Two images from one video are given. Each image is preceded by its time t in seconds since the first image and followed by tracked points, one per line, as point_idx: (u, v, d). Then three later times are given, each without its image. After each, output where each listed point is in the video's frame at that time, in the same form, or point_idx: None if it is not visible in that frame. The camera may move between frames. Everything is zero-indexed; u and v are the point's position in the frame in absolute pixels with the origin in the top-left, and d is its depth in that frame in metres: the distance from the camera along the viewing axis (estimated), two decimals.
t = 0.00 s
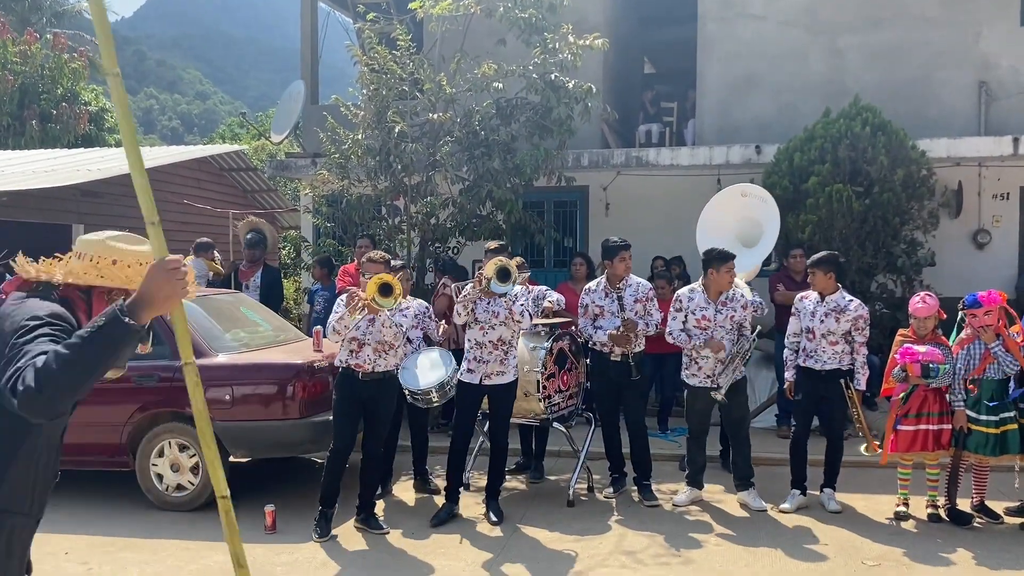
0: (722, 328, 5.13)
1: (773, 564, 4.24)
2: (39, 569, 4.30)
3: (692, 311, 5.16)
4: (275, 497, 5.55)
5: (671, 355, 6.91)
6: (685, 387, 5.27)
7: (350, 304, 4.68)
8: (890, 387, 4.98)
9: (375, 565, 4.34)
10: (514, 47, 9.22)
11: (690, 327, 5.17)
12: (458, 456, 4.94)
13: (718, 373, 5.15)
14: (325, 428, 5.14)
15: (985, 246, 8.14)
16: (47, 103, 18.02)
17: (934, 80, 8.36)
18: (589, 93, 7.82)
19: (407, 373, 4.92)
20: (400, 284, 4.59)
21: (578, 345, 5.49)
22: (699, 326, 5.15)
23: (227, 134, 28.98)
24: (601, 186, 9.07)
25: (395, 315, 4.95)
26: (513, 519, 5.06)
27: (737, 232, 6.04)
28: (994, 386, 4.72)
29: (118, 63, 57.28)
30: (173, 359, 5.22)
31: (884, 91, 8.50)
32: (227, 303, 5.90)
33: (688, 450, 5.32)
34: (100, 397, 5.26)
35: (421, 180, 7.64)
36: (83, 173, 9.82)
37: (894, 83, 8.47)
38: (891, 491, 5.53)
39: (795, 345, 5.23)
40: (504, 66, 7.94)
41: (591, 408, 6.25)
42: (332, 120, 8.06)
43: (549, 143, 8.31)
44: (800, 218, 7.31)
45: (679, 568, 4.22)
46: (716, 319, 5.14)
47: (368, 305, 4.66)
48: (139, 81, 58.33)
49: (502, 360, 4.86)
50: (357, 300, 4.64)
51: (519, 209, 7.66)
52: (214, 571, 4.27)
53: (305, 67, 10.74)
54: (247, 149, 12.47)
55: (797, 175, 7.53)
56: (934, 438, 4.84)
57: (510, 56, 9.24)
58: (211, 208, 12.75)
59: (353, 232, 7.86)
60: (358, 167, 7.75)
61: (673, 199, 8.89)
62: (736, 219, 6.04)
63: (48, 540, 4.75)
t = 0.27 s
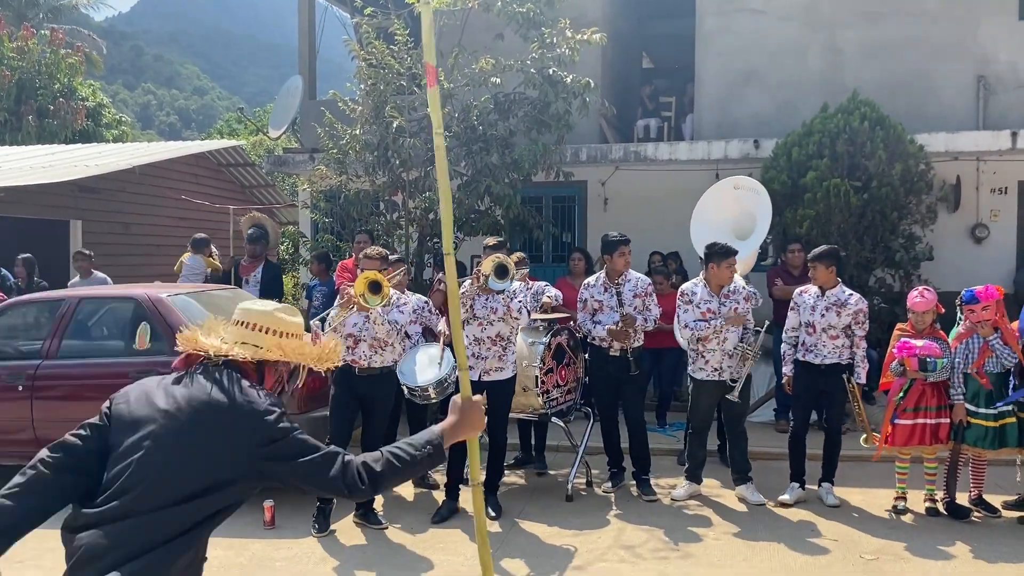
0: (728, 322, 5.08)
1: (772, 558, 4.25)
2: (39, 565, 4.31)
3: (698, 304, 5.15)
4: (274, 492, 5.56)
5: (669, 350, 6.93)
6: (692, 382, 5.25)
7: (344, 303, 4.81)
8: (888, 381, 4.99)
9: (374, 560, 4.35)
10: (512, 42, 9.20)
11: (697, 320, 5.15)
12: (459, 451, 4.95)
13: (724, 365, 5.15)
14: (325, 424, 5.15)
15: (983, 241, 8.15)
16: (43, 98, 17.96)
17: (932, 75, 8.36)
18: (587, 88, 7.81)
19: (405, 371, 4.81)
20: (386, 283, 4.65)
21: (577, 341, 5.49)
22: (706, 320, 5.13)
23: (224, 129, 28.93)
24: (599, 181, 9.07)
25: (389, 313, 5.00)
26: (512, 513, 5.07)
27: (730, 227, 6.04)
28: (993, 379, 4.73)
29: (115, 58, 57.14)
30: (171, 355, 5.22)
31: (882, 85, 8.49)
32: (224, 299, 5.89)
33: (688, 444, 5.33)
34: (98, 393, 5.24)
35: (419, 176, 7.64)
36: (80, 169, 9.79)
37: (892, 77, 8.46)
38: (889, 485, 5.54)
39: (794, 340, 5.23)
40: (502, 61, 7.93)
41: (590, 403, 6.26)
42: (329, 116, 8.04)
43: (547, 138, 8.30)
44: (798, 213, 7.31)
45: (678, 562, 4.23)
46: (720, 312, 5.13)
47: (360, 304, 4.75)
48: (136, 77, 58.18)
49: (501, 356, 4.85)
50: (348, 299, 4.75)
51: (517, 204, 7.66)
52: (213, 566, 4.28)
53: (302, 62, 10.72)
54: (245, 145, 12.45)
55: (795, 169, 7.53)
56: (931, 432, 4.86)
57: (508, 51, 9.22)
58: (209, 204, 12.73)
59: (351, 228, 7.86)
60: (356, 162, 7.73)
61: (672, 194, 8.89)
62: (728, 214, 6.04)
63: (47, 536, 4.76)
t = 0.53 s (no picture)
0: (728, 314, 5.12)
1: (768, 551, 4.27)
2: (37, 559, 4.32)
3: (701, 298, 5.15)
4: (272, 486, 5.57)
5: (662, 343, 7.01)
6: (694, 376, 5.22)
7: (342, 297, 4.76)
8: (885, 374, 4.99)
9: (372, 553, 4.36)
10: (509, 36, 9.18)
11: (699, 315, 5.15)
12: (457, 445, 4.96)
13: (727, 358, 5.12)
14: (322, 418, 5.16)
15: (980, 234, 8.16)
16: (40, 93, 17.89)
17: (930, 68, 8.35)
18: (585, 82, 7.79)
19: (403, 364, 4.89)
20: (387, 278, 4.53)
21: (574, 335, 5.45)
22: (706, 313, 5.15)
23: (221, 123, 28.87)
24: (597, 175, 9.06)
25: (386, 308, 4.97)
26: (510, 507, 5.09)
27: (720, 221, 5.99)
28: (990, 373, 4.73)
29: (112, 52, 56.97)
30: (169, 349, 5.22)
31: (880, 79, 8.48)
32: (221, 294, 5.89)
33: (686, 438, 5.34)
34: (96, 387, 5.24)
35: (416, 170, 7.63)
36: (76, 163, 9.77)
37: (890, 70, 8.45)
38: (885, 478, 5.56)
39: (792, 334, 5.21)
40: (499, 54, 7.91)
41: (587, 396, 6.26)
42: (326, 110, 8.02)
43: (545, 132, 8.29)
44: (795, 206, 7.32)
45: (675, 555, 4.24)
46: (720, 305, 5.14)
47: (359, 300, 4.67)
48: (133, 71, 57.99)
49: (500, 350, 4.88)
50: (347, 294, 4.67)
51: (514, 198, 7.66)
52: (212, 560, 4.28)
53: (299, 56, 10.69)
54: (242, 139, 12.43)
55: (793, 163, 7.53)
56: (928, 425, 4.88)
57: (505, 45, 9.20)
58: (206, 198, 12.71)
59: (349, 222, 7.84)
60: (353, 156, 7.72)
61: (669, 188, 8.89)
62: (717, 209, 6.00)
63: (45, 530, 4.76)
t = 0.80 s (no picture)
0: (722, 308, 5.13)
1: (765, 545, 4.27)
2: (34, 554, 4.32)
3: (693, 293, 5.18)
4: (270, 481, 5.57)
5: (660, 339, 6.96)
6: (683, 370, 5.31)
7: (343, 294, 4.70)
8: (881, 368, 4.98)
9: (370, 547, 4.36)
10: (506, 30, 9.16)
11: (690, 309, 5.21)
12: (454, 438, 4.96)
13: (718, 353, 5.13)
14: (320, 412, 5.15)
15: (977, 228, 8.16)
16: (35, 87, 17.81)
17: (928, 62, 8.33)
18: (582, 75, 7.77)
19: (401, 359, 4.87)
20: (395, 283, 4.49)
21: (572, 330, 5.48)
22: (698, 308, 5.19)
23: (218, 117, 28.81)
24: (594, 169, 9.04)
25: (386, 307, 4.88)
26: (507, 501, 5.09)
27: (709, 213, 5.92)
28: (987, 367, 4.75)
29: (108, 46, 56.77)
30: (165, 344, 5.22)
31: (878, 72, 8.47)
32: (218, 288, 5.88)
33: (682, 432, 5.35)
34: (92, 382, 5.24)
35: (414, 164, 7.62)
36: (72, 158, 9.74)
37: (888, 64, 8.44)
38: (882, 471, 5.57)
39: (789, 329, 5.23)
40: (496, 48, 7.88)
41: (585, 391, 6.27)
42: (323, 104, 8.00)
43: (542, 126, 8.28)
44: (793, 200, 7.31)
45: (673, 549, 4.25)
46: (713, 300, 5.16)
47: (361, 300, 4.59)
48: (129, 65, 57.79)
49: (497, 345, 4.86)
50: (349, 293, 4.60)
51: (512, 192, 7.65)
52: (209, 555, 4.28)
53: (296, 50, 10.65)
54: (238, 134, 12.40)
55: (790, 157, 7.52)
56: (925, 418, 4.89)
57: (502, 39, 9.18)
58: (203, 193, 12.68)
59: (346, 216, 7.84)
60: (349, 151, 7.71)
61: (667, 182, 8.88)
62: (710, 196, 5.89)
63: (42, 525, 4.76)
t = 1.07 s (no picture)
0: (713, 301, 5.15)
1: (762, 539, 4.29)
2: (32, 549, 4.32)
3: (682, 286, 5.25)
4: (268, 476, 5.57)
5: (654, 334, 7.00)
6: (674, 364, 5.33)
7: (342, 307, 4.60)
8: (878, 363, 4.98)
9: (368, 541, 4.37)
10: (504, 24, 9.14)
11: (678, 302, 5.29)
12: (452, 432, 4.96)
13: (707, 347, 5.15)
14: (317, 407, 5.15)
15: (974, 222, 8.17)
16: (32, 81, 17.75)
17: (926, 55, 8.33)
18: (579, 70, 7.76)
19: (397, 353, 4.89)
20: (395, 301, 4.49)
21: (570, 324, 5.49)
22: (687, 301, 5.25)
23: (215, 111, 28.73)
24: (592, 163, 9.04)
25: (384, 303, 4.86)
26: (505, 495, 5.10)
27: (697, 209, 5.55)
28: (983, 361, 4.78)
29: (105, 40, 56.59)
30: (162, 339, 5.21)
31: (875, 66, 8.46)
32: (215, 283, 5.88)
33: (678, 427, 5.36)
34: (89, 377, 5.23)
35: (411, 158, 7.63)
36: (68, 152, 9.72)
37: (885, 58, 8.43)
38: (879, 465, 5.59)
39: (784, 324, 5.25)
40: (493, 42, 7.86)
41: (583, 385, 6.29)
42: (320, 98, 7.98)
43: (539, 120, 8.27)
44: (790, 195, 7.32)
45: (670, 543, 4.26)
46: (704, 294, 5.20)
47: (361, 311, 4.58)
48: (126, 59, 57.61)
49: (495, 340, 4.86)
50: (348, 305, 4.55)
51: (509, 187, 7.65)
52: (207, 549, 4.29)
53: (293, 44, 10.62)
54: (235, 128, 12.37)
55: (788, 151, 7.52)
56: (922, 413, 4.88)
57: (499, 33, 9.16)
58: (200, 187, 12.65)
59: (343, 211, 7.83)
60: (347, 145, 7.69)
61: (664, 176, 8.88)
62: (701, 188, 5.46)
63: (40, 520, 4.77)
